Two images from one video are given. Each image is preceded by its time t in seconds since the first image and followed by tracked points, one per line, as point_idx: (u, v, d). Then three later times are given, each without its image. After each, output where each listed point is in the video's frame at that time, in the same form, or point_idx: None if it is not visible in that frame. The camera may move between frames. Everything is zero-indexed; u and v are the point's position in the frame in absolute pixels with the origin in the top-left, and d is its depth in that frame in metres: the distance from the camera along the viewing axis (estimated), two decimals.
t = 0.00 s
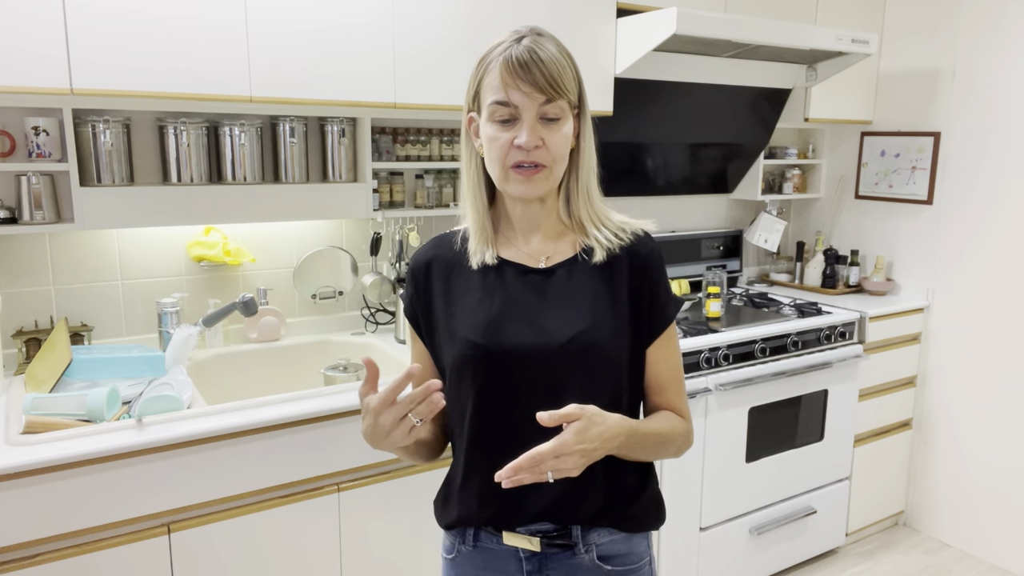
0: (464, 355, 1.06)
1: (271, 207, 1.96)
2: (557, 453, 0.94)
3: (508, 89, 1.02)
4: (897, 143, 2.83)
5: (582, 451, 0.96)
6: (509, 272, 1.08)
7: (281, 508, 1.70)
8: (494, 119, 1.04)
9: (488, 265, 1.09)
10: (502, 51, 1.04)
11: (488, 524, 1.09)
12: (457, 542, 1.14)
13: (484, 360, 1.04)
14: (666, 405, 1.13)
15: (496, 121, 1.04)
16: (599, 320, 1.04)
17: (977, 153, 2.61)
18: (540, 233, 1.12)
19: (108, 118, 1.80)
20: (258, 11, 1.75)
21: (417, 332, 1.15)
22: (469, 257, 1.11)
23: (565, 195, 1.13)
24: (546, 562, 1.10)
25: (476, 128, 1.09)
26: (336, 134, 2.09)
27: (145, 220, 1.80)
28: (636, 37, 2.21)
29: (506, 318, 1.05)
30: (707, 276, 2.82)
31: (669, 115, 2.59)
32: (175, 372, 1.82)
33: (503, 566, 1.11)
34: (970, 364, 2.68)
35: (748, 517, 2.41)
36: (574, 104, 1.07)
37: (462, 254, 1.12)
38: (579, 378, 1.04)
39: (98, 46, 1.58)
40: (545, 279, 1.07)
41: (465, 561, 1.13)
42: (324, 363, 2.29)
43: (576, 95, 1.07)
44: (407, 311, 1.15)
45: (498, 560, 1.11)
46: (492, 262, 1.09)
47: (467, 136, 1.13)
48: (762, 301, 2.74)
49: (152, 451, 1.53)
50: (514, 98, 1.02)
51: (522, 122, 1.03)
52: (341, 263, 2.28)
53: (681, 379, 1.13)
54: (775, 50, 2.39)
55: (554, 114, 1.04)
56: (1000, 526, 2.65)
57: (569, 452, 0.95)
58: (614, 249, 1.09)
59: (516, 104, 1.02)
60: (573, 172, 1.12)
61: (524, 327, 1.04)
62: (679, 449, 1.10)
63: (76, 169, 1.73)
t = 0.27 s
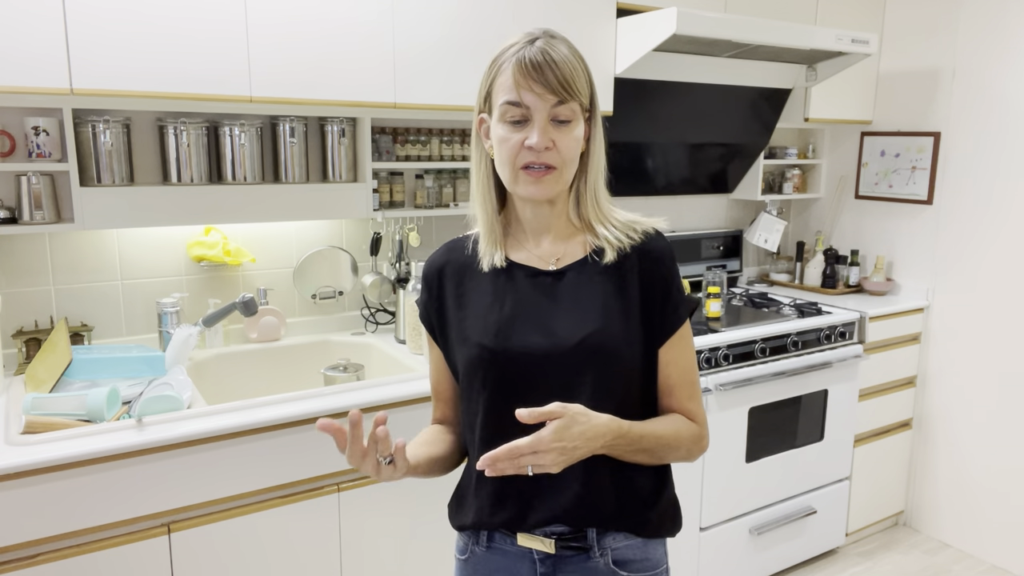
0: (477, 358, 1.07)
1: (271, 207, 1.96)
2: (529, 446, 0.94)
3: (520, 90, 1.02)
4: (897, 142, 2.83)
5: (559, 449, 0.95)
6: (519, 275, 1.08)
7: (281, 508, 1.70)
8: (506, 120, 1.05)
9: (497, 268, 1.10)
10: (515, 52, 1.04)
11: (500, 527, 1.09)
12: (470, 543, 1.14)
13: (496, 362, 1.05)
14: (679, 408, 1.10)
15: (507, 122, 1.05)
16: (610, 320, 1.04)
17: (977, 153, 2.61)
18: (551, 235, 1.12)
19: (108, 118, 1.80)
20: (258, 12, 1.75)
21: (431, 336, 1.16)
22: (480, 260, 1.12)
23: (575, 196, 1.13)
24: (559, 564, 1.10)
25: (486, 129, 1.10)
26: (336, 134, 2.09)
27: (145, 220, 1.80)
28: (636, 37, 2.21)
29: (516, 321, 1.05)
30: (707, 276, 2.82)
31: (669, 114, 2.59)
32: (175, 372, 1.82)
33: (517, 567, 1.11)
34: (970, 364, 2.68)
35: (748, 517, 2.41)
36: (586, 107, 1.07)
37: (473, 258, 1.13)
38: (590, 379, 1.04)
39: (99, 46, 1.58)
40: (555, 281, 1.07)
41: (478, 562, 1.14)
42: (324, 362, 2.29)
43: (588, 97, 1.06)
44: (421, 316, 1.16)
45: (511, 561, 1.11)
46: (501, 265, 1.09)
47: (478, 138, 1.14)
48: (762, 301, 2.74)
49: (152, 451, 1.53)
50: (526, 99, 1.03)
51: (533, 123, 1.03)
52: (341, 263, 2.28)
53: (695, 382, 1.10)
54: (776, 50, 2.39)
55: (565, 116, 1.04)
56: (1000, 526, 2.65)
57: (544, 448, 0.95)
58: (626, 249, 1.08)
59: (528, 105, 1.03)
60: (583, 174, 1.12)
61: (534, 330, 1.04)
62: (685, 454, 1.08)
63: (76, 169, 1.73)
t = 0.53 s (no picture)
0: (485, 361, 1.07)
1: (271, 207, 1.96)
2: (514, 443, 0.95)
3: (526, 82, 1.04)
4: (897, 142, 2.83)
5: (547, 449, 0.96)
6: (528, 278, 1.08)
7: (281, 508, 1.70)
8: (513, 112, 1.06)
9: (506, 271, 1.10)
10: (525, 49, 1.05)
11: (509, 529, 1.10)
12: (478, 547, 1.14)
13: (505, 364, 1.06)
14: (690, 415, 1.08)
15: (515, 114, 1.06)
16: (619, 326, 1.04)
17: (977, 153, 2.61)
18: (561, 238, 1.12)
19: (108, 118, 1.80)
20: (258, 12, 1.75)
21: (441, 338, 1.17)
22: (490, 261, 1.12)
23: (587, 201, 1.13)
24: (567, 567, 1.10)
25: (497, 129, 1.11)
26: (336, 134, 2.09)
27: (145, 220, 1.80)
28: (636, 37, 2.21)
29: (525, 325, 1.05)
30: (707, 276, 2.82)
31: (669, 114, 2.59)
32: (175, 372, 1.82)
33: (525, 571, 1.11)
34: (970, 364, 2.68)
35: (748, 517, 2.41)
36: (596, 106, 1.07)
37: (484, 259, 1.13)
38: (598, 384, 1.04)
39: (99, 46, 1.58)
40: (564, 285, 1.07)
41: (486, 567, 1.14)
42: (324, 362, 2.28)
43: (599, 98, 1.07)
44: (431, 316, 1.16)
45: (519, 564, 1.11)
46: (511, 267, 1.09)
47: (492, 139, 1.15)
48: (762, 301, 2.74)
49: (152, 451, 1.53)
50: (533, 91, 1.04)
51: (538, 115, 1.04)
52: (341, 262, 2.28)
53: (707, 389, 1.08)
54: (776, 50, 2.39)
55: (571, 110, 1.04)
56: (999, 526, 2.65)
57: (529, 446, 0.95)
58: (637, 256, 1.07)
59: (534, 96, 1.04)
60: (595, 179, 1.11)
61: (543, 334, 1.05)
62: (692, 462, 1.05)
63: (76, 169, 1.73)
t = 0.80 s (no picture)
0: (493, 361, 1.07)
1: (271, 206, 1.96)
2: (532, 452, 0.97)
3: (534, 84, 1.04)
4: (897, 142, 2.83)
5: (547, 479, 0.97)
6: (540, 280, 1.09)
7: (281, 508, 1.70)
8: (522, 113, 1.07)
9: (518, 272, 1.10)
10: (535, 50, 1.06)
11: (510, 527, 1.10)
12: (478, 545, 1.14)
13: (513, 366, 1.06)
14: (698, 425, 1.09)
15: (523, 115, 1.07)
16: (629, 334, 1.04)
17: (977, 153, 2.61)
18: (573, 243, 1.12)
19: (108, 118, 1.80)
20: (258, 12, 1.75)
21: (449, 335, 1.17)
22: (502, 261, 1.13)
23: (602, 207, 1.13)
24: (566, 567, 1.09)
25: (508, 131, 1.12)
26: (336, 134, 2.09)
27: (145, 220, 1.80)
28: (635, 37, 2.21)
29: (535, 326, 1.06)
30: (707, 276, 2.82)
31: (669, 115, 2.59)
32: (175, 372, 1.82)
33: (524, 571, 1.11)
34: (970, 364, 2.68)
35: (748, 517, 2.41)
36: (608, 109, 1.07)
37: (497, 259, 1.14)
38: (605, 392, 1.04)
39: (98, 46, 1.58)
40: (575, 288, 1.08)
41: (484, 564, 1.14)
42: (324, 362, 2.28)
43: (610, 101, 1.07)
44: (438, 311, 1.16)
45: (518, 563, 1.11)
46: (523, 270, 1.10)
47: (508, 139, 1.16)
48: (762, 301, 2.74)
49: (152, 451, 1.53)
50: (541, 93, 1.04)
51: (545, 116, 1.04)
52: (341, 263, 2.28)
53: (717, 399, 1.08)
54: (776, 50, 2.39)
55: (579, 110, 1.04)
56: (999, 526, 2.65)
57: (547, 454, 0.96)
58: (649, 269, 1.07)
59: (541, 97, 1.05)
60: (611, 185, 1.11)
61: (552, 337, 1.05)
62: (695, 472, 1.07)
63: (76, 169, 1.73)
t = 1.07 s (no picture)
0: (489, 358, 1.07)
1: (271, 206, 1.96)
2: (532, 459, 0.97)
3: (565, 78, 1.03)
4: (897, 142, 2.83)
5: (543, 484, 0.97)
6: (538, 279, 1.09)
7: (281, 508, 1.70)
8: (546, 105, 1.05)
9: (518, 269, 1.10)
10: (566, 44, 1.05)
11: (500, 526, 1.10)
12: (468, 543, 1.14)
13: (509, 364, 1.06)
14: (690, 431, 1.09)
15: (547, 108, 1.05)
16: (626, 337, 1.04)
17: (977, 153, 2.61)
18: (574, 242, 1.12)
19: (108, 118, 1.80)
20: (258, 12, 1.74)
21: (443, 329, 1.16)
22: (502, 257, 1.12)
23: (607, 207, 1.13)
24: (556, 567, 1.10)
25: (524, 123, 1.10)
26: (336, 134, 2.09)
27: (145, 220, 1.80)
28: (635, 37, 2.21)
29: (532, 325, 1.06)
30: (707, 276, 2.82)
31: (668, 114, 2.59)
32: (175, 372, 1.82)
33: (513, 570, 1.11)
34: (970, 364, 2.68)
35: (748, 517, 2.41)
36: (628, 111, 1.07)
37: (495, 254, 1.13)
38: (600, 394, 1.04)
39: (98, 46, 1.58)
40: (573, 289, 1.08)
41: (475, 564, 1.13)
42: (324, 362, 2.29)
43: (631, 104, 1.07)
44: (431, 305, 1.15)
45: (508, 563, 1.11)
46: (524, 266, 1.10)
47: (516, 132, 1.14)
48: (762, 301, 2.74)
49: (152, 451, 1.53)
50: (570, 87, 1.03)
51: (572, 111, 1.03)
52: (341, 263, 2.28)
53: (710, 406, 1.09)
54: (776, 50, 2.39)
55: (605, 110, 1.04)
56: (999, 525, 2.65)
57: (547, 462, 0.96)
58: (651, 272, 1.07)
59: (570, 92, 1.03)
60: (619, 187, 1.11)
61: (549, 338, 1.05)
62: (689, 478, 1.07)
63: (76, 169, 1.73)
